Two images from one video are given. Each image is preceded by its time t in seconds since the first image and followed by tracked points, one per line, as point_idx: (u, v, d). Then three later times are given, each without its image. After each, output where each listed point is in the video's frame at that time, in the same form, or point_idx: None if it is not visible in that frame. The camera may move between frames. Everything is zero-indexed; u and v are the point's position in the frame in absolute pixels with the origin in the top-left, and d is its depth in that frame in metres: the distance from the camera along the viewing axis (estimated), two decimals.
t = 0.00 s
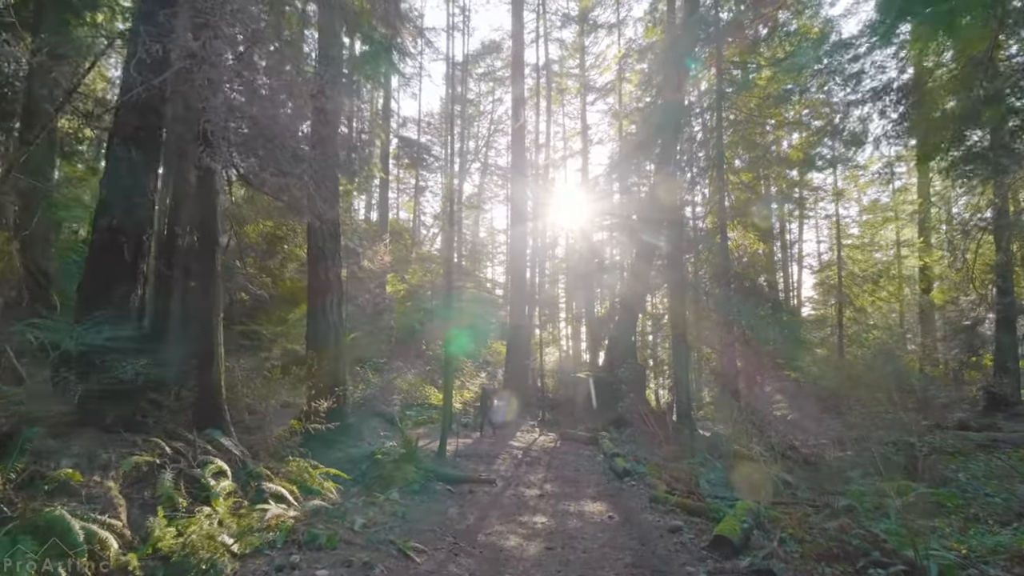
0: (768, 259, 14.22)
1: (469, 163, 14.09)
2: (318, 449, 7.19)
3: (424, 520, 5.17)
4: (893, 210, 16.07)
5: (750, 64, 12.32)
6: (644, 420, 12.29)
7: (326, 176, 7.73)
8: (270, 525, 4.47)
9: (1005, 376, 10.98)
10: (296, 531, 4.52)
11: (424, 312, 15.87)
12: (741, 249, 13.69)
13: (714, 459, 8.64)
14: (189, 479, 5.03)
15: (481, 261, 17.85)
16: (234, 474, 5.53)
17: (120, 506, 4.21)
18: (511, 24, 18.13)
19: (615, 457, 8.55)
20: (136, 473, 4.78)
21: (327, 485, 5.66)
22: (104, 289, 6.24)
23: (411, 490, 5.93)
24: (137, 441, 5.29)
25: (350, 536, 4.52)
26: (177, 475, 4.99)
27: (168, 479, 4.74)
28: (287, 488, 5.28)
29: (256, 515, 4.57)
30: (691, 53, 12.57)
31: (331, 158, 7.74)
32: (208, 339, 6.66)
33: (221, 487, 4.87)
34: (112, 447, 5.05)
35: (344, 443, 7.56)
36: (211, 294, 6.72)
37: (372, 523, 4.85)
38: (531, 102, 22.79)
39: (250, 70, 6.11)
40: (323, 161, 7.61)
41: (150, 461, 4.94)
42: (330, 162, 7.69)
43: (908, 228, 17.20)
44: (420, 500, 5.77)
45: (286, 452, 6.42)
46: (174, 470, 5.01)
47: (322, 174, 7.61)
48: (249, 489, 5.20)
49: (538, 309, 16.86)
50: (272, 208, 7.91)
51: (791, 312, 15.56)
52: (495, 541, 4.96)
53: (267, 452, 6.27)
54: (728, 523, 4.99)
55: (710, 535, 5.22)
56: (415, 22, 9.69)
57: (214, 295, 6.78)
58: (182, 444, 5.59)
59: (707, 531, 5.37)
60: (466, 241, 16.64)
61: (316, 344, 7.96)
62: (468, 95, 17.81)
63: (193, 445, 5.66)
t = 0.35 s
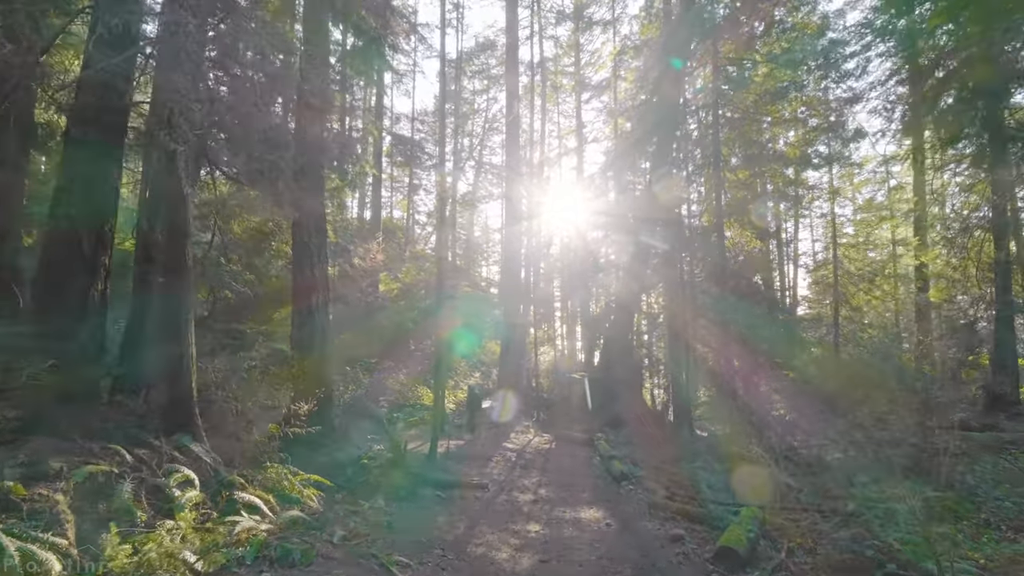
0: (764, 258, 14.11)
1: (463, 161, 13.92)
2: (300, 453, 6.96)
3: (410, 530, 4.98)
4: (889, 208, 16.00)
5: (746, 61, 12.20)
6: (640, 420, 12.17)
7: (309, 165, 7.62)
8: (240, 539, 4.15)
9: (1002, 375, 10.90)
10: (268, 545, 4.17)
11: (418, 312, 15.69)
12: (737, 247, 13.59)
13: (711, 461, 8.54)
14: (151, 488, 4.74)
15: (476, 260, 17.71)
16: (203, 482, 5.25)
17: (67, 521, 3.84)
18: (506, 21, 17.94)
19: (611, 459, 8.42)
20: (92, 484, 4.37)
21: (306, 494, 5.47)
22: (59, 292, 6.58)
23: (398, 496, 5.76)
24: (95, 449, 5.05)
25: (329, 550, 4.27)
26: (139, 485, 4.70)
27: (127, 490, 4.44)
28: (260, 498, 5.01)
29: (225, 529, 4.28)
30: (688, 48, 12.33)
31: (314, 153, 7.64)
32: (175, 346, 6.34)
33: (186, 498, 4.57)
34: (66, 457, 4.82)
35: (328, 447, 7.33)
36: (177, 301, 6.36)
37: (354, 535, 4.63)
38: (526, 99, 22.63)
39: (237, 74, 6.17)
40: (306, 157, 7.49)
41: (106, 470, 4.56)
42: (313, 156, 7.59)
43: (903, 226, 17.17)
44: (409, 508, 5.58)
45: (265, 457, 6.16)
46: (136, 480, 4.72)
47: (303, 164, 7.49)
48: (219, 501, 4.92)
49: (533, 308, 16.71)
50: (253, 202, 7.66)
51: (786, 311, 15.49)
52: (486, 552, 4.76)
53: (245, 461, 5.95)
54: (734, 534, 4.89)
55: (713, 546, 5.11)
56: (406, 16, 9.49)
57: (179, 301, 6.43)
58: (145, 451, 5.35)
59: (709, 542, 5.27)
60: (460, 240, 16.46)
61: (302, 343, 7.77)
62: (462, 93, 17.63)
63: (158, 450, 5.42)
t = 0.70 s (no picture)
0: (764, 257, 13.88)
1: (459, 159, 13.72)
2: (284, 457, 6.76)
3: (397, 539, 4.77)
4: (887, 207, 15.89)
5: (746, 59, 12.07)
6: (638, 422, 12.00)
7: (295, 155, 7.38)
8: (208, 554, 3.92)
9: (1004, 376, 10.74)
10: (239, 559, 3.90)
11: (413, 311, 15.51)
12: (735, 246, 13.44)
13: (710, 463, 8.37)
14: (112, 498, 4.36)
15: (472, 259, 17.51)
16: (173, 491, 4.95)
17: (8, 537, 3.31)
18: (503, 18, 17.73)
19: (609, 462, 8.24)
20: (41, 493, 3.95)
21: (288, 500, 5.22)
22: (7, 285, 5.37)
23: (387, 502, 5.56)
24: (49, 457, 4.63)
25: (308, 565, 4.04)
26: (96, 494, 4.34)
27: (82, 501, 4.05)
28: (235, 507, 4.76)
29: (191, 544, 4.04)
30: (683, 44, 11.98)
31: (302, 140, 7.39)
32: (146, 358, 5.87)
33: (150, 508, 4.27)
34: (15, 462, 4.40)
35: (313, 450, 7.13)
36: (144, 308, 5.94)
37: (334, 547, 4.42)
38: (523, 98, 22.43)
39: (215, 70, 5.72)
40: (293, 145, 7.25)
41: (58, 478, 4.12)
42: (301, 143, 7.34)
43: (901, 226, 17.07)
44: (398, 515, 5.37)
45: (246, 462, 5.88)
46: (93, 488, 4.34)
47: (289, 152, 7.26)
48: (189, 510, 4.66)
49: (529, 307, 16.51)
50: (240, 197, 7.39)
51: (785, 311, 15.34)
52: (477, 564, 4.56)
53: (222, 466, 5.66)
54: (743, 545, 4.77)
55: (720, 556, 4.95)
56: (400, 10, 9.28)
57: (151, 308, 5.96)
58: (109, 456, 5.01)
59: (715, 551, 5.09)
60: (455, 239, 16.24)
61: (289, 343, 7.53)
62: (459, 90, 17.41)
63: (122, 456, 5.07)
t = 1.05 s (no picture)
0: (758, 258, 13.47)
1: (452, 157, 13.55)
2: (265, 460, 6.60)
3: (383, 553, 4.55)
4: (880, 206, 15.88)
5: (741, 55, 12.02)
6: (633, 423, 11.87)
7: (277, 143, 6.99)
8: (169, 570, 3.72)
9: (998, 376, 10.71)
10: None
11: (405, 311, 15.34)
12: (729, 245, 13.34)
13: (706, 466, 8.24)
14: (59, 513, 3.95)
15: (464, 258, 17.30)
16: (135, 502, 4.70)
17: None
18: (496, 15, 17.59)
19: (604, 465, 8.09)
20: None
21: (262, 511, 5.07)
22: None
23: (372, 511, 5.37)
24: None
25: None
26: (45, 510, 4.02)
27: (24, 517, 3.58)
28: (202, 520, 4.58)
29: (148, 560, 3.83)
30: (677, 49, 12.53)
31: (285, 129, 7.03)
32: (109, 357, 5.50)
33: (102, 522, 3.85)
34: None
35: (296, 453, 6.95)
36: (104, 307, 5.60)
37: (314, 564, 4.20)
38: (516, 97, 22.31)
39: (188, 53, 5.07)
40: (278, 134, 6.89)
41: None
42: (286, 133, 7.00)
43: (893, 226, 17.07)
44: (385, 525, 5.18)
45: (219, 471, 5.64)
46: (41, 504, 4.02)
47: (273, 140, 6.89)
48: (151, 522, 4.46)
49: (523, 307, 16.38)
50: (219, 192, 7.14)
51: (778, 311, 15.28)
52: None
53: (192, 475, 5.43)
54: (750, 556, 4.54)
55: (724, 567, 4.75)
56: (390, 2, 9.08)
57: (113, 307, 5.60)
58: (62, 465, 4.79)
59: (718, 561, 4.90)
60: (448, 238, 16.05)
61: (271, 344, 7.26)
62: (452, 87, 17.24)
63: (76, 464, 4.85)
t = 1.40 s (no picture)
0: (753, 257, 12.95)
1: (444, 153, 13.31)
2: (244, 466, 6.45)
3: (364, 565, 4.33)
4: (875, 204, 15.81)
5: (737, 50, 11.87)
6: (628, 423, 11.70)
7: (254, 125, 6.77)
8: None
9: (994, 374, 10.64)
10: None
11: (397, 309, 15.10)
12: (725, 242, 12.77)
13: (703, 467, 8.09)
14: None
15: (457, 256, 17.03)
16: (87, 510, 4.52)
17: None
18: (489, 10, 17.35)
19: (599, 466, 7.92)
20: None
21: (229, 518, 4.89)
22: None
23: (354, 518, 5.14)
24: None
25: None
26: None
27: None
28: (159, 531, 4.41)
29: None
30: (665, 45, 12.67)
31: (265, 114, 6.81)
32: (60, 352, 5.25)
33: (38, 539, 3.66)
34: None
35: (275, 457, 6.79)
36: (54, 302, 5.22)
37: None
38: (510, 94, 22.10)
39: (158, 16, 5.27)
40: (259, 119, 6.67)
41: None
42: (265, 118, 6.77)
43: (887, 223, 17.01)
44: (367, 534, 4.97)
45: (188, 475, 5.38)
46: None
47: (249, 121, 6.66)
48: (104, 533, 4.27)
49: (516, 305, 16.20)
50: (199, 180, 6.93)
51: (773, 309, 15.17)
52: None
53: (154, 483, 5.23)
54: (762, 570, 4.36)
55: None
56: None
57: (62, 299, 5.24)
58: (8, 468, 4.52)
59: (720, 571, 4.71)
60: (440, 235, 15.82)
61: (252, 340, 6.98)
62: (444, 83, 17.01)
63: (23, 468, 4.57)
